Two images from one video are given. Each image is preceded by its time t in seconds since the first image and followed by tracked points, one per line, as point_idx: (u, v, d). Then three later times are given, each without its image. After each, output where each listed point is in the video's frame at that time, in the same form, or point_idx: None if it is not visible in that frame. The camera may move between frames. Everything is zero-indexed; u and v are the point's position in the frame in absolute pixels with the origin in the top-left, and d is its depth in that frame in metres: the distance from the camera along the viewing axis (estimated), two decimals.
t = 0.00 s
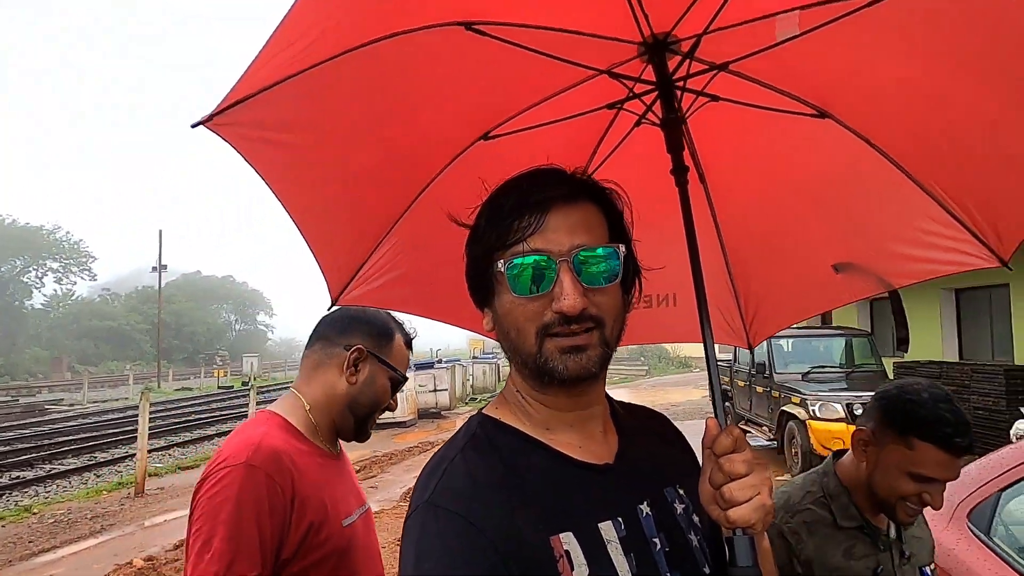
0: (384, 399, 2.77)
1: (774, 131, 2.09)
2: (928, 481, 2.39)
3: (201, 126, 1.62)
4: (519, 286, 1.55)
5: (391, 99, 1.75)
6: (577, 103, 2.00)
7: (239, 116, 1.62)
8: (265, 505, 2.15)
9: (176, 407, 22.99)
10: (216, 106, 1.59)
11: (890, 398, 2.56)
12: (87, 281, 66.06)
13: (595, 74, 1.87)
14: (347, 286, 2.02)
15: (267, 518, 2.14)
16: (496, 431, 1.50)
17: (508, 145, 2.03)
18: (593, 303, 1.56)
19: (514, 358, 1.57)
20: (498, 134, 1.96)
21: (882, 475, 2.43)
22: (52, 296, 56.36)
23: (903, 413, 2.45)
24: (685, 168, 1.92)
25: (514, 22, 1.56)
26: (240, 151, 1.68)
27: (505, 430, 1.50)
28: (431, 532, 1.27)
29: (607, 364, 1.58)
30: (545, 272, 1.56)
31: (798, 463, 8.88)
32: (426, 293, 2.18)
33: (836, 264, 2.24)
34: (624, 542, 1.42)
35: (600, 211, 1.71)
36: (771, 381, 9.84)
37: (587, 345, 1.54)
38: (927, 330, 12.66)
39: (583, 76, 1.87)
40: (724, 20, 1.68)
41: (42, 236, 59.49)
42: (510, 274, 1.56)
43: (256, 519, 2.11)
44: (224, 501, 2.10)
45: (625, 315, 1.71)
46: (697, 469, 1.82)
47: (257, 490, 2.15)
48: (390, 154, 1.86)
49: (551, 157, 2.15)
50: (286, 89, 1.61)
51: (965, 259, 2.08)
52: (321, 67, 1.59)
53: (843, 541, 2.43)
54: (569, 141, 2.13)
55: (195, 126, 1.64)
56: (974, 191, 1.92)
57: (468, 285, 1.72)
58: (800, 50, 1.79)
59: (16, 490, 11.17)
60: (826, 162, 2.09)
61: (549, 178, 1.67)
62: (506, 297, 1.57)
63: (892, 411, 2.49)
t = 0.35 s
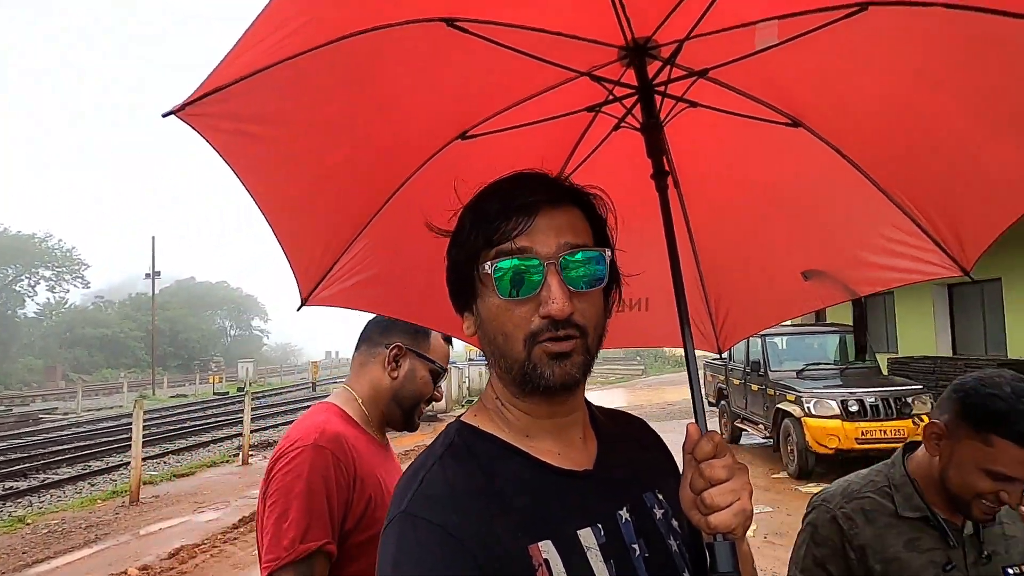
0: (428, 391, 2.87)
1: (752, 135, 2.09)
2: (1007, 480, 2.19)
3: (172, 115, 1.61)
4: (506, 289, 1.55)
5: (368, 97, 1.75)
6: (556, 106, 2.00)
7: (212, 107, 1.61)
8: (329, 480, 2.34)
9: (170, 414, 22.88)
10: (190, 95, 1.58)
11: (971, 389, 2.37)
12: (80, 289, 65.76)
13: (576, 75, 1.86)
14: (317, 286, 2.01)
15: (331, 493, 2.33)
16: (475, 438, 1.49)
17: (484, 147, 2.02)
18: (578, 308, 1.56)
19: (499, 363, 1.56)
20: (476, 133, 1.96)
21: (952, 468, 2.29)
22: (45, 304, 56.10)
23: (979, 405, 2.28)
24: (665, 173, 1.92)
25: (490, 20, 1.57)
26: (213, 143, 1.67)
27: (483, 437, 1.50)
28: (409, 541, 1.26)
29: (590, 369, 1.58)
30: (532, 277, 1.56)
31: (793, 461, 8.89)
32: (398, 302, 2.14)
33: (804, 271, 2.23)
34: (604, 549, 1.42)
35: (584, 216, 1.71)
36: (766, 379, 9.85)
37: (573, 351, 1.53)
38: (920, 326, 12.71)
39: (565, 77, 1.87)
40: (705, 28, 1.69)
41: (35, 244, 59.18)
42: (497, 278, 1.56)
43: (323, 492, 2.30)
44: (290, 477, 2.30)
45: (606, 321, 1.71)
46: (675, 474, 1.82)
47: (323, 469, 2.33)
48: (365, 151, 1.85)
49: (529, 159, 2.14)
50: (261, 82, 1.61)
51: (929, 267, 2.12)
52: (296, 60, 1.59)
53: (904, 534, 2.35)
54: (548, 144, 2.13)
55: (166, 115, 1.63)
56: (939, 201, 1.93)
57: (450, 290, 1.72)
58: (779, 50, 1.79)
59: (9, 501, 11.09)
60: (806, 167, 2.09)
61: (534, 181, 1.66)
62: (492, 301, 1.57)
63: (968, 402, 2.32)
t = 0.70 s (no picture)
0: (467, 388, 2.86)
1: (747, 140, 2.09)
2: None
3: (176, 123, 1.61)
4: (492, 278, 1.56)
5: (367, 103, 1.75)
6: (553, 110, 1.99)
7: (215, 113, 1.61)
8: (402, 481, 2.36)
9: (163, 415, 22.78)
10: (192, 103, 1.59)
11: (985, 388, 2.35)
12: (72, 289, 65.45)
13: (573, 80, 1.86)
14: (317, 292, 2.02)
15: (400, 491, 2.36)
16: (475, 441, 1.49)
17: (481, 153, 2.02)
18: (566, 292, 1.56)
19: (492, 356, 1.56)
20: (473, 140, 1.95)
21: (980, 474, 2.22)
22: (36, 305, 55.79)
23: (995, 403, 2.25)
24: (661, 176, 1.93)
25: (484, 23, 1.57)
26: (216, 151, 1.67)
27: (484, 439, 1.50)
28: (410, 541, 1.27)
29: (583, 356, 1.57)
30: (517, 267, 1.56)
31: (787, 457, 8.93)
32: (396, 302, 2.15)
33: (801, 273, 2.25)
34: (604, 547, 1.43)
35: (571, 207, 1.73)
36: (760, 376, 9.89)
37: (563, 333, 1.53)
38: (914, 323, 12.75)
39: (562, 82, 1.87)
40: (699, 34, 1.70)
41: (26, 244, 58.82)
42: (483, 266, 1.57)
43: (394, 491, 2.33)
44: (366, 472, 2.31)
45: (598, 313, 1.71)
46: (671, 474, 1.83)
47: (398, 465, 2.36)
48: (365, 157, 1.85)
49: (525, 162, 2.14)
50: (264, 91, 1.61)
51: (923, 266, 2.11)
52: (297, 68, 1.59)
53: (934, 548, 2.25)
54: (544, 149, 2.13)
55: (168, 121, 1.63)
56: (931, 201, 1.95)
57: (442, 291, 1.72)
58: (776, 55, 1.80)
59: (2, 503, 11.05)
60: (800, 170, 2.09)
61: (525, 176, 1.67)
62: (480, 293, 1.57)
63: (984, 403, 2.28)
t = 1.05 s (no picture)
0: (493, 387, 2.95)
1: (734, 141, 2.10)
2: None
3: (168, 125, 1.59)
4: (494, 285, 1.56)
5: (357, 106, 1.74)
6: (541, 112, 1.99)
7: (207, 115, 1.59)
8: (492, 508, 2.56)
9: (155, 414, 22.67)
10: (184, 106, 1.56)
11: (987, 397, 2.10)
12: (61, 288, 64.95)
13: (560, 82, 1.86)
14: (309, 296, 2.02)
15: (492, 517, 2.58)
16: (476, 439, 1.49)
17: (470, 155, 2.02)
18: (569, 299, 1.56)
19: (493, 361, 1.56)
20: (461, 142, 1.95)
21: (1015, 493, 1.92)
22: (25, 305, 55.36)
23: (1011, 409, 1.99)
24: (652, 178, 1.92)
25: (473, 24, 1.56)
26: (206, 154, 1.65)
27: (483, 437, 1.50)
28: (414, 541, 1.25)
29: (585, 362, 1.57)
30: (519, 272, 1.56)
31: (779, 454, 8.96)
32: (384, 305, 2.14)
33: (785, 270, 2.26)
34: (606, 544, 1.43)
35: (573, 212, 1.72)
36: (752, 374, 9.94)
37: (565, 341, 1.53)
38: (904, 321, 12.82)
39: (550, 83, 1.86)
40: (687, 35, 1.68)
41: (14, 243, 58.33)
42: (485, 273, 1.57)
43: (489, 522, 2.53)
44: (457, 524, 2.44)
45: (601, 316, 1.71)
46: (668, 471, 1.84)
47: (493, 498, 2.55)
48: (354, 159, 1.83)
49: (512, 162, 2.13)
50: (255, 93, 1.59)
51: (903, 261, 2.15)
52: (288, 70, 1.57)
53: None
54: (532, 149, 2.12)
55: (161, 125, 1.61)
56: (915, 202, 1.96)
57: (443, 294, 1.73)
58: (766, 58, 1.80)
59: None
60: (788, 171, 2.09)
61: (526, 179, 1.66)
62: (482, 298, 1.58)
63: (989, 410, 2.05)
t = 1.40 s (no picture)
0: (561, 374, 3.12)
1: (732, 137, 2.10)
2: None
3: (163, 116, 1.55)
4: (492, 286, 1.55)
5: (358, 101, 1.71)
6: (540, 107, 1.98)
7: (204, 107, 1.55)
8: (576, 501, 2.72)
9: (151, 419, 22.59)
10: (181, 98, 1.52)
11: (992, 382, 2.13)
12: (55, 293, 64.66)
13: (561, 77, 1.84)
14: (304, 290, 2.02)
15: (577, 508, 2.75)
16: (471, 437, 1.49)
17: (468, 149, 2.01)
18: (568, 301, 1.56)
19: (490, 361, 1.56)
20: (460, 135, 1.93)
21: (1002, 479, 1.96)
22: (19, 310, 55.12)
23: (996, 395, 2.03)
24: (653, 175, 1.92)
25: (475, 22, 1.53)
26: (202, 145, 1.62)
27: (476, 433, 1.50)
28: (412, 538, 1.25)
29: (584, 363, 1.57)
30: (518, 274, 1.56)
31: (776, 452, 8.98)
32: (380, 301, 2.21)
33: (781, 267, 2.31)
34: (603, 543, 1.43)
35: (573, 212, 1.71)
36: (749, 372, 9.94)
37: (563, 343, 1.52)
38: (900, 318, 12.87)
39: (550, 79, 1.85)
40: (690, 29, 1.67)
41: (7, 249, 58.06)
42: (484, 275, 1.57)
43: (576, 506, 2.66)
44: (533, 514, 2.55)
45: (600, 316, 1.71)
46: (665, 469, 1.85)
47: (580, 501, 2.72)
48: (352, 155, 1.81)
49: (509, 157, 2.13)
50: (253, 85, 1.55)
51: (897, 259, 2.18)
52: (286, 61, 1.52)
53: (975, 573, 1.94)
54: (530, 144, 2.12)
55: (156, 116, 1.57)
56: (910, 201, 1.97)
57: (442, 292, 1.73)
58: (768, 54, 1.79)
59: None
60: (788, 168, 2.10)
61: (525, 179, 1.65)
62: (480, 298, 1.57)
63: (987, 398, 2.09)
